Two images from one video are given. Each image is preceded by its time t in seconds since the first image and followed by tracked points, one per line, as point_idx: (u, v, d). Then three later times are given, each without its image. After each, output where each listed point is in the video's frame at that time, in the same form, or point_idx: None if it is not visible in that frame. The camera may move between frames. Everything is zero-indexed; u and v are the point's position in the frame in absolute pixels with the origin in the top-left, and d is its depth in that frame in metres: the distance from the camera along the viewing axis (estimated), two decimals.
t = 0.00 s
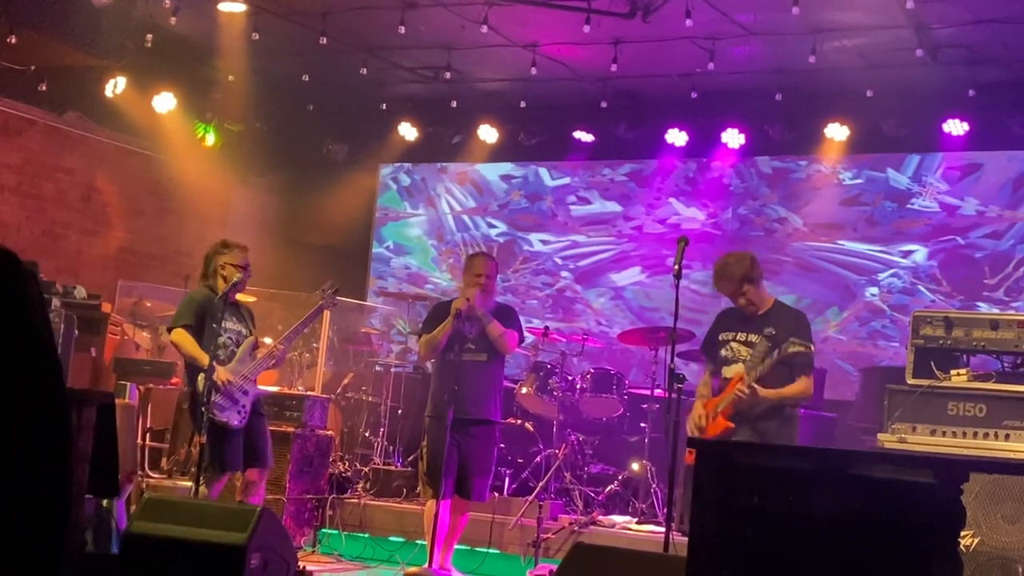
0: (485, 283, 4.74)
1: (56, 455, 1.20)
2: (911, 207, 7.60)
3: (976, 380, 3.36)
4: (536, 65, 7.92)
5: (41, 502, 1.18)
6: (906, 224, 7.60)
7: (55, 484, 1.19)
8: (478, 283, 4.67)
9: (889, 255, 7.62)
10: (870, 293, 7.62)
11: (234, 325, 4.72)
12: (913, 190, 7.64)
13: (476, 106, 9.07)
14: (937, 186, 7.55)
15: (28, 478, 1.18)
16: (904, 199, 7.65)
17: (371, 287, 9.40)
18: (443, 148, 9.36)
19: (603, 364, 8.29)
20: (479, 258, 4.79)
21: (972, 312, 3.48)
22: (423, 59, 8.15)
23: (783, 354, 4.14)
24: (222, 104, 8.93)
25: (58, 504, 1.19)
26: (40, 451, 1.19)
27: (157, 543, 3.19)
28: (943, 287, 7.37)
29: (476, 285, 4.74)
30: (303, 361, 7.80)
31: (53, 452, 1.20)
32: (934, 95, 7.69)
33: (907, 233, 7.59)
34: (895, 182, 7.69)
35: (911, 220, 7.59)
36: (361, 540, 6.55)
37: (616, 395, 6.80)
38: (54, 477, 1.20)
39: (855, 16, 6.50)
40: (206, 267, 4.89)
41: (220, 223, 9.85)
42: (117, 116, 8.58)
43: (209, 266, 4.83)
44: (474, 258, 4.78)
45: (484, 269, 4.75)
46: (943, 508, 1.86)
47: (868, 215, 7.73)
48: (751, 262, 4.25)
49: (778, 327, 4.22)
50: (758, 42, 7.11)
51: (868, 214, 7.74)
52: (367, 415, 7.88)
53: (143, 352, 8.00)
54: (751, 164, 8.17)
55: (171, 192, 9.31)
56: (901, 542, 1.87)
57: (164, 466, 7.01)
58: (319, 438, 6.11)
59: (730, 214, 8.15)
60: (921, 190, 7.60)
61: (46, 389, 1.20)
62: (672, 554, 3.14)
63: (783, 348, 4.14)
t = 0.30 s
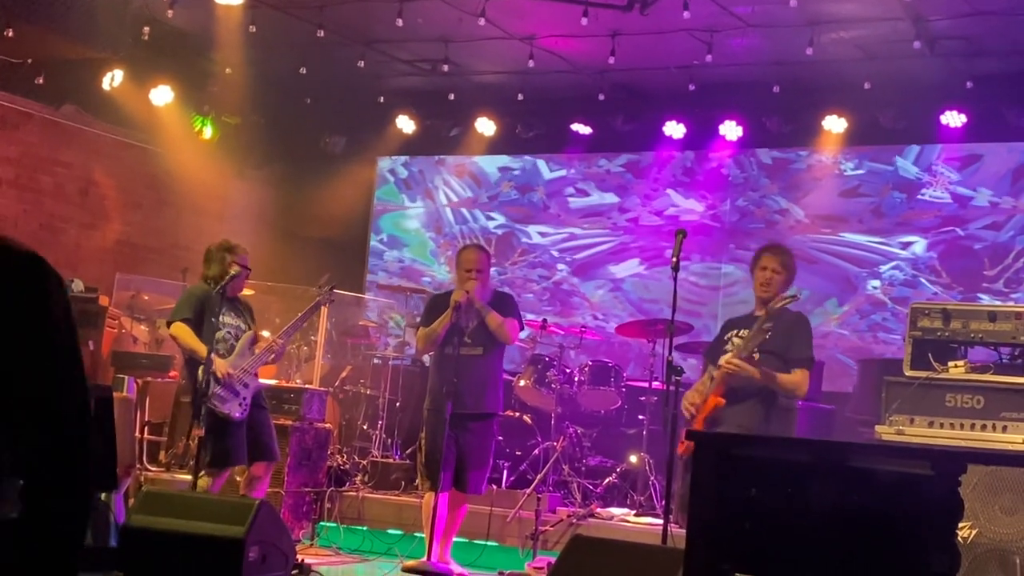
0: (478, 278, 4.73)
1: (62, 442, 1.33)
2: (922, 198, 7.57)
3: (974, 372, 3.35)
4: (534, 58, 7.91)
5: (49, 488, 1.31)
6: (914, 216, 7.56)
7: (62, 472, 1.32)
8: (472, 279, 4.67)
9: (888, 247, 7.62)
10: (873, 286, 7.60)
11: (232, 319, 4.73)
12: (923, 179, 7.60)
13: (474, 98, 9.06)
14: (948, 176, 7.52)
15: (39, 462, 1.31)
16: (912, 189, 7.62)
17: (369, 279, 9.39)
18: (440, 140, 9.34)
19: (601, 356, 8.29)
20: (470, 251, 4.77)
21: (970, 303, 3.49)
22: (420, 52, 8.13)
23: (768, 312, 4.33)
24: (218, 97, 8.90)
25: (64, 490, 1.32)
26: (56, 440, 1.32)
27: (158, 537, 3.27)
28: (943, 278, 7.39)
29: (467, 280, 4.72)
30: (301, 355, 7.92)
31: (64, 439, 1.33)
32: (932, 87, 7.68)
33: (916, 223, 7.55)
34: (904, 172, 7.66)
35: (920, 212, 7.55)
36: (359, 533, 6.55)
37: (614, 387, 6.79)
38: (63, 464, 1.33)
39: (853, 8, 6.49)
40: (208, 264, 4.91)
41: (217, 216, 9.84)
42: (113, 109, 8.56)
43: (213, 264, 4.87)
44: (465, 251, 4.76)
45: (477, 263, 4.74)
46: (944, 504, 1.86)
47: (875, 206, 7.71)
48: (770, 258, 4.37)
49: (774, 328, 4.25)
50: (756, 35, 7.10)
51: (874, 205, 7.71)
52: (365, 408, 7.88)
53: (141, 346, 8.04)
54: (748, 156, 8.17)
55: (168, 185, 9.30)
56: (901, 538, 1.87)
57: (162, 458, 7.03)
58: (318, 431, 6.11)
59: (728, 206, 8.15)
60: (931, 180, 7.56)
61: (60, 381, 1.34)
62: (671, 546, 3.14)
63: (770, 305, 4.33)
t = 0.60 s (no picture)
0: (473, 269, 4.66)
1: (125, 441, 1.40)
2: (933, 185, 7.53)
3: (972, 362, 3.37)
4: (531, 48, 7.88)
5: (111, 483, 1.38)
6: (924, 207, 7.51)
7: (126, 467, 1.40)
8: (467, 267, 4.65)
9: (887, 236, 7.61)
10: (874, 276, 7.59)
11: (233, 305, 4.75)
12: (934, 167, 7.56)
13: (470, 89, 9.05)
14: (958, 163, 7.47)
15: (107, 459, 1.38)
16: (920, 176, 7.58)
17: (366, 270, 9.38)
18: (436, 130, 9.31)
19: (598, 347, 8.29)
20: (466, 239, 4.72)
21: (966, 293, 3.50)
22: (417, 42, 8.10)
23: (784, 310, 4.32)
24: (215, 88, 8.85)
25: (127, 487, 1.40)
26: (124, 442, 1.40)
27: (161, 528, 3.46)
28: (943, 266, 7.38)
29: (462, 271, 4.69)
30: (298, 346, 7.82)
31: (131, 439, 1.41)
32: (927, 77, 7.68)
33: (926, 213, 7.50)
34: (913, 158, 7.61)
35: (931, 201, 7.50)
36: (358, 524, 6.56)
37: (612, 377, 6.79)
38: (126, 463, 1.40)
39: None
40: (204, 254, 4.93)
41: (212, 207, 9.75)
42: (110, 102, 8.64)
43: (209, 251, 4.89)
44: (458, 240, 4.67)
45: (470, 253, 4.67)
46: (936, 495, 2.14)
47: (883, 195, 7.66)
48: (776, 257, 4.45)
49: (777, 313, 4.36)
50: (752, 24, 7.07)
51: (881, 193, 7.67)
52: (363, 399, 7.87)
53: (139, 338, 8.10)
54: (744, 145, 8.15)
55: (165, 177, 9.28)
56: (898, 526, 2.14)
57: (160, 450, 7.03)
58: (315, 422, 6.10)
59: (726, 195, 8.14)
60: (943, 167, 7.52)
61: (124, 384, 1.41)
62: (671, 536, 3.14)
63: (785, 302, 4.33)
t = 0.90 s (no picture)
0: (456, 244, 4.71)
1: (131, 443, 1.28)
2: (945, 170, 7.46)
3: (968, 347, 3.40)
4: (527, 35, 7.86)
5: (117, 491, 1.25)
6: (933, 191, 7.47)
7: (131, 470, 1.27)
8: (448, 245, 4.66)
9: (886, 221, 7.60)
10: (874, 262, 7.58)
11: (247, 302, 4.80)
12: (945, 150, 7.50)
13: (467, 75, 9.02)
14: (971, 146, 7.41)
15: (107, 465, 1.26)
16: (926, 159, 7.53)
17: (363, 257, 9.36)
18: (433, 117, 9.27)
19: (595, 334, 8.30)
20: (450, 220, 4.74)
21: (963, 278, 3.51)
22: (413, 29, 8.07)
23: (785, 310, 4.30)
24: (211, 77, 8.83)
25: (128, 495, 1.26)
26: (130, 444, 1.27)
27: (161, 515, 3.47)
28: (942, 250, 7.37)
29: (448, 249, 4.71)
30: (296, 334, 7.84)
31: (138, 439, 1.28)
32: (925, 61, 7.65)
33: (937, 198, 7.45)
34: (923, 141, 7.55)
35: (941, 186, 7.45)
36: (356, 511, 6.57)
37: (609, 363, 6.80)
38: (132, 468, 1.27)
39: None
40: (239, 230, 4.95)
41: (211, 196, 9.86)
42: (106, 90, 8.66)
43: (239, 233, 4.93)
44: (446, 221, 4.71)
45: (455, 230, 4.71)
46: (937, 484, 2.15)
47: (890, 179, 7.62)
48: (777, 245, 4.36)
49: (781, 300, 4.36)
50: (749, 10, 7.04)
51: (890, 178, 7.63)
52: (360, 385, 7.89)
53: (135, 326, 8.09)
54: (742, 131, 8.14)
55: (161, 164, 9.29)
56: (897, 509, 2.17)
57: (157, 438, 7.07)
58: (313, 409, 6.10)
59: (724, 180, 8.13)
60: (954, 150, 7.46)
61: (130, 383, 1.29)
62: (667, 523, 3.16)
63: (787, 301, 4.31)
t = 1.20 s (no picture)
0: (455, 227, 4.73)
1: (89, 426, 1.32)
2: (955, 148, 7.41)
3: (965, 325, 3.45)
4: (521, 14, 7.82)
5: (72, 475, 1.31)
6: (942, 170, 7.42)
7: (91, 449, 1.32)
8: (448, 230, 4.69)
9: (883, 199, 7.58)
10: (875, 243, 7.56)
11: (248, 296, 5.03)
12: (957, 126, 7.44)
13: (462, 55, 8.94)
14: (983, 122, 7.35)
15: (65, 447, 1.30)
16: (947, 139, 7.44)
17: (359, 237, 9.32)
18: (428, 98, 9.21)
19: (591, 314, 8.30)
20: (444, 200, 4.75)
21: (959, 257, 3.52)
22: (408, 9, 8.02)
23: (774, 289, 4.27)
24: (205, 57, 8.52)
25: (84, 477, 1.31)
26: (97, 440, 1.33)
27: (158, 497, 3.49)
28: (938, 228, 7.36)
29: (444, 231, 4.73)
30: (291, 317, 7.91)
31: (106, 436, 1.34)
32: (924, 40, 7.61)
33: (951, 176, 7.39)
34: (936, 118, 7.49)
35: (952, 164, 7.39)
36: (353, 492, 6.59)
37: (605, 343, 6.81)
38: (95, 450, 1.33)
39: None
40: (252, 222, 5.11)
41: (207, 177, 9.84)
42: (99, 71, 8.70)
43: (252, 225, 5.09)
44: (437, 200, 4.74)
45: (451, 212, 4.74)
46: (937, 464, 2.16)
47: (897, 157, 7.57)
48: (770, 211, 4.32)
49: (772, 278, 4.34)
50: None
51: (898, 157, 7.57)
52: (356, 366, 7.90)
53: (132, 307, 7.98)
54: (739, 110, 8.11)
55: (155, 145, 9.29)
56: (895, 490, 2.18)
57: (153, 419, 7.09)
58: (309, 390, 6.11)
59: (721, 159, 8.11)
60: (967, 127, 7.39)
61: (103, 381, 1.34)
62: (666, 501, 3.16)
63: (775, 281, 4.27)
